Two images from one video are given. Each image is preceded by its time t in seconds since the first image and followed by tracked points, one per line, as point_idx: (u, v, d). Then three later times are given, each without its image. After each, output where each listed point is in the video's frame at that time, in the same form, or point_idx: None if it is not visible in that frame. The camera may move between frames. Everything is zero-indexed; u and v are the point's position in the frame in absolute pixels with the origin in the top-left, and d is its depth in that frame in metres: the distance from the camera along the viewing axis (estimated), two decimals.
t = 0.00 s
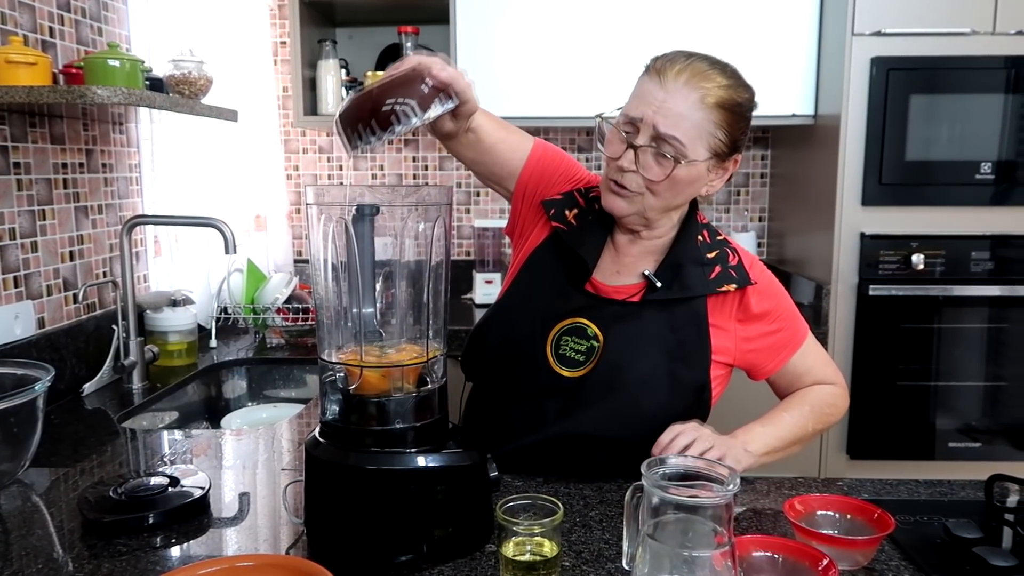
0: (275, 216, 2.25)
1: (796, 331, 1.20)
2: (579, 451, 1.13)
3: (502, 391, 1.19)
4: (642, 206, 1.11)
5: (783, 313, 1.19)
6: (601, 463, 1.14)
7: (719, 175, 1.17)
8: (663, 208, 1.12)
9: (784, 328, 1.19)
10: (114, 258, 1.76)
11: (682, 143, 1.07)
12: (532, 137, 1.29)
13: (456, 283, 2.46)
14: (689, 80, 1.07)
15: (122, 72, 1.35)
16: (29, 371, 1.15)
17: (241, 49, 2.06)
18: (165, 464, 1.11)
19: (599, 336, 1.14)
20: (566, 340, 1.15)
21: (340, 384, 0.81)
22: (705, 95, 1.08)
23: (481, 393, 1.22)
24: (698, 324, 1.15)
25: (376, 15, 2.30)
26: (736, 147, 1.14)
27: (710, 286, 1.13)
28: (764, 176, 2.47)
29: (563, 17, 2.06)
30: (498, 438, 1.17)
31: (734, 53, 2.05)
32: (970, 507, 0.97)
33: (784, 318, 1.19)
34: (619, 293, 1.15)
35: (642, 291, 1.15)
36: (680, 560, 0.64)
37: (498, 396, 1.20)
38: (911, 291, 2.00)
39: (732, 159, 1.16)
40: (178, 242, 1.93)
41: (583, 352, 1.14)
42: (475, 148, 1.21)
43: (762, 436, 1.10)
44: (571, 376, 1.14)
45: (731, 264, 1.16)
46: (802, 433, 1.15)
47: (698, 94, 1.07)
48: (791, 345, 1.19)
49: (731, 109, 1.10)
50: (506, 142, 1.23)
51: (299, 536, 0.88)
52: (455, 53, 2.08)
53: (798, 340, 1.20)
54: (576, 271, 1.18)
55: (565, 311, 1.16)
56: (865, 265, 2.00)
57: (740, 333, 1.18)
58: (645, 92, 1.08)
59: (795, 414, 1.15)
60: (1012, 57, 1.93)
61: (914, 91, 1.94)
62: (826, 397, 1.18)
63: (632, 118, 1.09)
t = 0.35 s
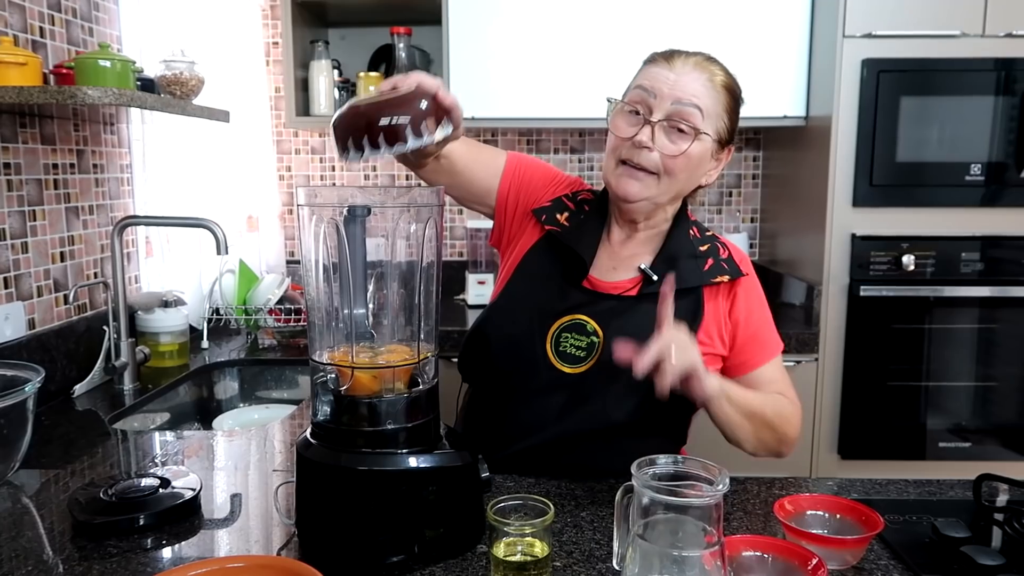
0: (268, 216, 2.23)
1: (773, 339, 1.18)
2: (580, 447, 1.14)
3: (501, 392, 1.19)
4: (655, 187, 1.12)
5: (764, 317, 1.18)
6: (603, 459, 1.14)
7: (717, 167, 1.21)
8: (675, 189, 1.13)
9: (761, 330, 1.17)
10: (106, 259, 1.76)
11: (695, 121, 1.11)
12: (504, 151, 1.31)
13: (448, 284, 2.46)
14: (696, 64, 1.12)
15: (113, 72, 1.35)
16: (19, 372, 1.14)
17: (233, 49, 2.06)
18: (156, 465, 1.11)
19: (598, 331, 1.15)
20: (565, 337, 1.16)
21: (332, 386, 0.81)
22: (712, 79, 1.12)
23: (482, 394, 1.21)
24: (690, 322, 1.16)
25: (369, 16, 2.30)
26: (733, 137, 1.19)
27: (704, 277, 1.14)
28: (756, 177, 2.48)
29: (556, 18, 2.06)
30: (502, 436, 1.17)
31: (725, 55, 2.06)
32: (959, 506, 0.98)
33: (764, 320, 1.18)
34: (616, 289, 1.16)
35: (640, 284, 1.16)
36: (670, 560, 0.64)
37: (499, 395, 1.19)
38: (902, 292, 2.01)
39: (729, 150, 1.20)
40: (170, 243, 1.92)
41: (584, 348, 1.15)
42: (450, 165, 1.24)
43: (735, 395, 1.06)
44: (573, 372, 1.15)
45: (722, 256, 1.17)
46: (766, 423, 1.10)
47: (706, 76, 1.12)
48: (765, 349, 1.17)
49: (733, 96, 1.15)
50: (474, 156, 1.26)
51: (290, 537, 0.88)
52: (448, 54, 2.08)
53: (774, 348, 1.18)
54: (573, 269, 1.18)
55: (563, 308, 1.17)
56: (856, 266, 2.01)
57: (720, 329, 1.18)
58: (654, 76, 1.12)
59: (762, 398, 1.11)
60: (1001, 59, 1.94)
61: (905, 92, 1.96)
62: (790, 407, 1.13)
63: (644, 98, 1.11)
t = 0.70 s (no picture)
0: (265, 217, 2.21)
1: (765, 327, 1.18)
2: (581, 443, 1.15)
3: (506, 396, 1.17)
4: (637, 183, 1.12)
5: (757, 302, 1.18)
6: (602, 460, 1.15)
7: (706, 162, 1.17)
8: (657, 185, 1.13)
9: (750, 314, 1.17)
10: (103, 260, 1.76)
11: (672, 117, 1.08)
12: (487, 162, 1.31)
13: (446, 284, 2.46)
14: (673, 62, 1.10)
15: (110, 73, 1.35)
16: (16, 372, 1.14)
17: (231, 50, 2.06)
18: (154, 466, 1.11)
19: (600, 327, 1.16)
20: (568, 334, 1.17)
21: (328, 386, 0.81)
22: (688, 75, 1.10)
23: (480, 402, 1.19)
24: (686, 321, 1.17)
25: (367, 17, 2.30)
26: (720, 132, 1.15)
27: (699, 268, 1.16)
28: (754, 178, 2.48)
29: (554, 19, 2.07)
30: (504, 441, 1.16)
31: (723, 56, 2.07)
32: (954, 506, 0.98)
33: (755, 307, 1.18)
34: (614, 285, 1.18)
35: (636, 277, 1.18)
36: (666, 560, 0.65)
37: (501, 401, 1.17)
38: (898, 292, 2.02)
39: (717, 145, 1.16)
40: (167, 243, 1.94)
41: (587, 344, 1.16)
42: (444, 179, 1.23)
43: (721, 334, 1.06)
44: (579, 368, 1.16)
45: (712, 247, 1.20)
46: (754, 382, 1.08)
47: (682, 72, 1.10)
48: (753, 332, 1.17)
49: (714, 90, 1.12)
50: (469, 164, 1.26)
51: (288, 537, 0.88)
52: (446, 55, 2.09)
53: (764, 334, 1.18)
54: (571, 267, 1.19)
55: (565, 306, 1.18)
56: (852, 266, 2.02)
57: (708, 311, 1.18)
58: (631, 75, 1.10)
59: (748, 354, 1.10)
60: (997, 61, 1.95)
61: (901, 94, 1.96)
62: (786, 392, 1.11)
63: (620, 97, 1.10)
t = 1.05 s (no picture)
0: (261, 219, 2.23)
1: (771, 340, 1.23)
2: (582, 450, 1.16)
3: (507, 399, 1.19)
4: (627, 195, 1.15)
5: (762, 320, 1.22)
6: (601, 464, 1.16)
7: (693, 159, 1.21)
8: (647, 194, 1.16)
9: (759, 334, 1.21)
10: (99, 262, 1.76)
11: (650, 126, 1.13)
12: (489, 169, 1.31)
13: (442, 285, 2.47)
14: (644, 70, 1.14)
15: (106, 75, 1.35)
16: (13, 374, 1.14)
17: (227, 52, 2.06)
18: (151, 467, 1.11)
19: (603, 337, 1.16)
20: (570, 344, 1.16)
21: (326, 387, 0.82)
22: (663, 81, 1.14)
23: (482, 401, 1.21)
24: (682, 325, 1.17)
25: (362, 18, 2.30)
26: (703, 129, 1.20)
27: (702, 280, 1.17)
28: (748, 179, 2.49)
29: (549, 20, 2.07)
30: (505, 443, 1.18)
31: (717, 58, 2.07)
32: (947, 505, 0.99)
33: (762, 324, 1.22)
34: (615, 296, 1.18)
35: (639, 289, 1.18)
36: (660, 560, 0.65)
37: (501, 401, 1.19)
38: (893, 293, 2.03)
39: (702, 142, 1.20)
40: (163, 245, 1.92)
41: (590, 354, 1.16)
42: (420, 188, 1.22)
43: (731, 447, 1.12)
44: (581, 379, 1.16)
45: (716, 258, 1.21)
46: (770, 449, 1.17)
47: (656, 78, 1.14)
48: (764, 352, 1.21)
49: (690, 91, 1.16)
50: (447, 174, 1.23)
51: (285, 539, 0.88)
52: (441, 56, 2.09)
53: (772, 349, 1.22)
54: (572, 276, 1.20)
55: (567, 315, 1.17)
56: (847, 267, 2.03)
57: (717, 333, 1.20)
58: (607, 90, 1.15)
59: (759, 430, 1.17)
60: (990, 62, 1.96)
61: (894, 95, 1.97)
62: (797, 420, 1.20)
63: (599, 114, 1.15)
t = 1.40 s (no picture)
0: (259, 225, 2.26)
1: (756, 341, 1.20)
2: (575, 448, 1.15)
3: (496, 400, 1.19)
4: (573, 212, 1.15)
5: (748, 320, 1.19)
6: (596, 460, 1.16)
7: (643, 165, 1.14)
8: (595, 208, 1.14)
9: (743, 334, 1.19)
10: (98, 269, 1.76)
11: (573, 146, 1.08)
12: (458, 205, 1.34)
13: (441, 291, 2.47)
14: (566, 89, 1.09)
15: (105, 83, 1.35)
16: (12, 382, 1.14)
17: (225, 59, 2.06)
18: (149, 475, 1.11)
19: (588, 336, 1.16)
20: (556, 344, 1.16)
21: (325, 395, 0.82)
22: (585, 97, 1.09)
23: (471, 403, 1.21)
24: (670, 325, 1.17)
25: (361, 25, 2.31)
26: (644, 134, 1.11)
27: (684, 277, 1.17)
28: (746, 185, 2.49)
29: (547, 28, 2.08)
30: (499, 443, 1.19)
31: (714, 64, 2.08)
32: (945, 511, 0.99)
33: (748, 324, 1.19)
34: (598, 294, 1.18)
35: (621, 288, 1.18)
36: (660, 565, 0.65)
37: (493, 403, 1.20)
38: (890, 299, 2.03)
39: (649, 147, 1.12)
40: (161, 251, 1.93)
41: (575, 353, 1.16)
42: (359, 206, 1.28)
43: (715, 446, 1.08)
44: (567, 378, 1.16)
45: (699, 256, 1.19)
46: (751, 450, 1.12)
47: (576, 96, 1.09)
48: (748, 350, 1.19)
49: (617, 101, 1.09)
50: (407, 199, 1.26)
51: (283, 546, 0.88)
52: (440, 63, 2.10)
53: (755, 349, 1.20)
54: (555, 276, 1.20)
55: (552, 314, 1.18)
56: (844, 273, 2.03)
57: (699, 329, 1.19)
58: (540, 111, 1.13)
59: (743, 429, 1.12)
60: (986, 69, 1.97)
61: (891, 102, 1.98)
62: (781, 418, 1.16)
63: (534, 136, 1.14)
